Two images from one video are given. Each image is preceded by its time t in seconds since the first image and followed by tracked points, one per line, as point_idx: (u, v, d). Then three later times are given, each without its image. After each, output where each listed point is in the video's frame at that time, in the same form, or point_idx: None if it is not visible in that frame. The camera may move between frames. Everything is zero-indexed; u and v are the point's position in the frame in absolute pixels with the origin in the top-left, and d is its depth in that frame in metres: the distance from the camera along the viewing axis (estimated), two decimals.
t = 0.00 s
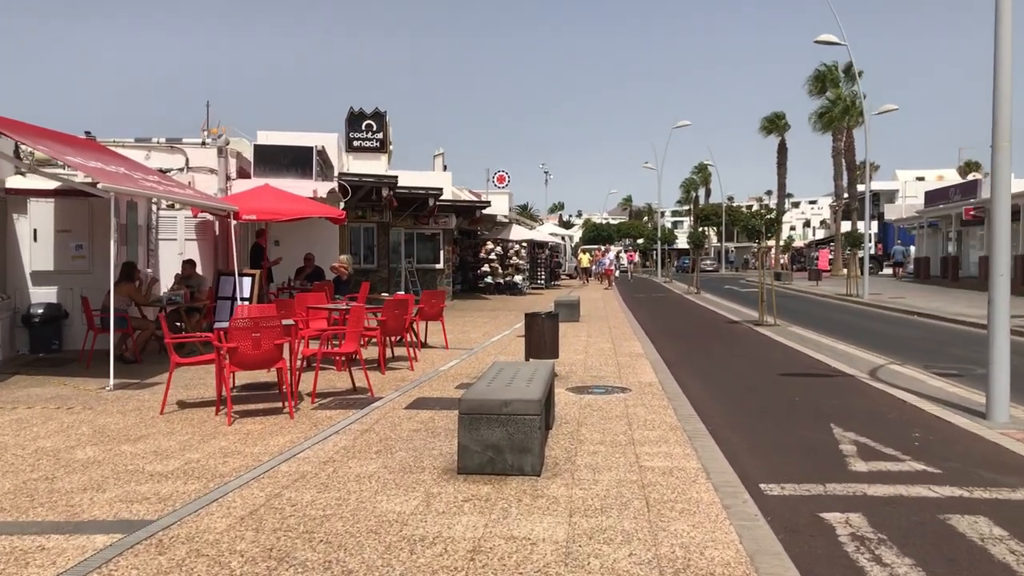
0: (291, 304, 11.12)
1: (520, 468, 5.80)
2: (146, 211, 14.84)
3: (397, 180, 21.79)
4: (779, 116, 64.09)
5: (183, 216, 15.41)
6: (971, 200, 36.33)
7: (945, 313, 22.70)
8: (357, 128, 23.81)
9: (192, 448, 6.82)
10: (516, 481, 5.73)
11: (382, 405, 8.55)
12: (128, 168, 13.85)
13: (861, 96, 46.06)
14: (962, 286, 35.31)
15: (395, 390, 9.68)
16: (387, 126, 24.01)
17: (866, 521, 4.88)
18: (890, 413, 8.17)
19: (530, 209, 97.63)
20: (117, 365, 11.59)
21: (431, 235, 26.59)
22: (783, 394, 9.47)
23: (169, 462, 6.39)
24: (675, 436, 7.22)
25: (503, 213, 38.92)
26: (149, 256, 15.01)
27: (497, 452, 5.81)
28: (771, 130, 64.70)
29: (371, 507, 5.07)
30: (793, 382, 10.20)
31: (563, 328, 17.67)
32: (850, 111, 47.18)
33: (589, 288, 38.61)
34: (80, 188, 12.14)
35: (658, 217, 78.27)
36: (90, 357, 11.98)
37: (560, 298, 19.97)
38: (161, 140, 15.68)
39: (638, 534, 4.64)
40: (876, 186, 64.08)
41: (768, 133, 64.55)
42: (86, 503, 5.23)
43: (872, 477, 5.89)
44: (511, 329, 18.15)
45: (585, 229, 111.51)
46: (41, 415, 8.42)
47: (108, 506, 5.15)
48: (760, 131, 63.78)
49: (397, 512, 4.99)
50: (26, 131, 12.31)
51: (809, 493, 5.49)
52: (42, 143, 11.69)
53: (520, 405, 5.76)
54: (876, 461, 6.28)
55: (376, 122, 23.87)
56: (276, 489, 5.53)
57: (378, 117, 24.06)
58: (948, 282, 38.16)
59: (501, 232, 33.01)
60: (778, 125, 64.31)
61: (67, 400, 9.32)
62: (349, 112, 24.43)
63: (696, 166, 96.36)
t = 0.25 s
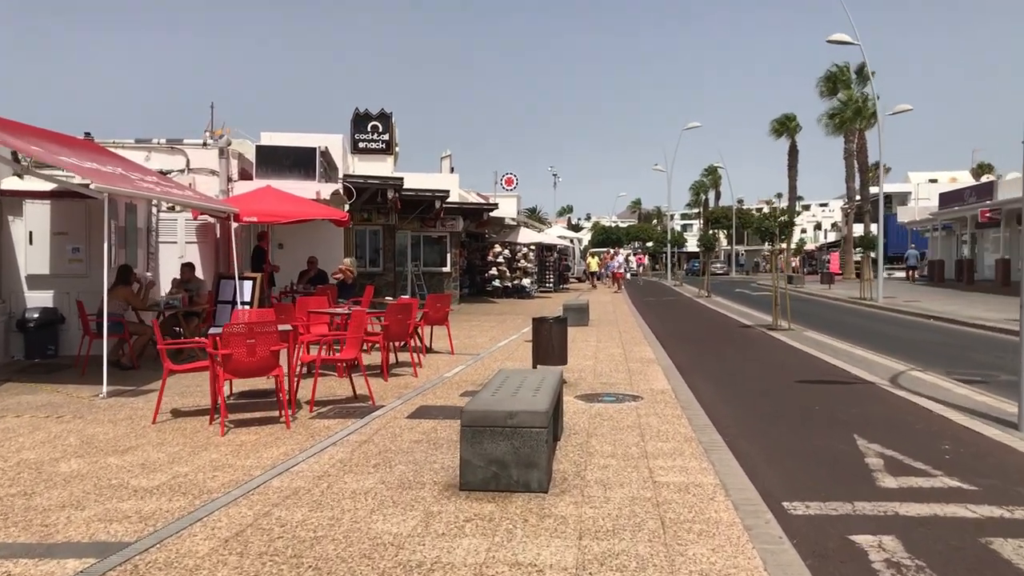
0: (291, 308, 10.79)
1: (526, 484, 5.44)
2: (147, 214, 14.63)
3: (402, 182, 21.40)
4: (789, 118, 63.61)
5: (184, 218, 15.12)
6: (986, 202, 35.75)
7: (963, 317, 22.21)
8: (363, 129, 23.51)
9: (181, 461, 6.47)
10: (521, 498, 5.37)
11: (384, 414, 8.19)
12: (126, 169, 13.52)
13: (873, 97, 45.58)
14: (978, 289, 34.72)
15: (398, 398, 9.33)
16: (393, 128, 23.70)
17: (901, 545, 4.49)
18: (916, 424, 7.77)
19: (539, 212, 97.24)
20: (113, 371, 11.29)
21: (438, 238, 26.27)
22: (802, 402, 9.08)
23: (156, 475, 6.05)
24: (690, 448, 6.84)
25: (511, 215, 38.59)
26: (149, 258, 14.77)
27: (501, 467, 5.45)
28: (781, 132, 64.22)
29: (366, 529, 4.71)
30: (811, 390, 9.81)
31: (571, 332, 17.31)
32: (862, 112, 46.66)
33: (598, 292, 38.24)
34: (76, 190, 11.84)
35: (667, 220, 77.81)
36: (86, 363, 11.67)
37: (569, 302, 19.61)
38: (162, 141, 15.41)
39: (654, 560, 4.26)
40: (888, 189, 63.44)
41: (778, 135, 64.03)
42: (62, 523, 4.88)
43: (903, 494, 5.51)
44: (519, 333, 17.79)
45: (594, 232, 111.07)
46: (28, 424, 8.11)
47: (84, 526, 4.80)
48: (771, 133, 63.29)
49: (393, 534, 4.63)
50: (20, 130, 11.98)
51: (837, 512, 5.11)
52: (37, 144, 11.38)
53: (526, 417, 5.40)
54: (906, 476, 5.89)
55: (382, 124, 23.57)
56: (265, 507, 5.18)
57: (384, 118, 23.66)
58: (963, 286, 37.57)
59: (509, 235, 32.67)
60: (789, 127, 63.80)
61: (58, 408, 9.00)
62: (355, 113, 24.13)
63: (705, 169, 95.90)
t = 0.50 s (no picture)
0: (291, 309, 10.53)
1: (529, 500, 5.13)
2: (149, 213, 14.37)
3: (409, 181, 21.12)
4: (800, 115, 63.05)
5: (186, 217, 14.92)
6: (1002, 200, 35.19)
7: (980, 318, 21.76)
8: (370, 127, 23.22)
9: (170, 472, 6.19)
10: (524, 515, 5.06)
11: (384, 421, 7.90)
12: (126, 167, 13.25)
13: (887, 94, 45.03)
14: (994, 288, 34.18)
15: (399, 403, 9.05)
16: (400, 125, 23.40)
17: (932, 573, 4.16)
18: (939, 433, 7.42)
19: (549, 210, 96.88)
20: (110, 374, 11.04)
21: (446, 237, 25.98)
22: (818, 409, 8.74)
23: (142, 488, 5.77)
24: (704, 459, 6.52)
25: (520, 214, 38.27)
26: (150, 258, 14.47)
27: (503, 482, 5.15)
28: (793, 129, 63.65)
29: (356, 551, 4.40)
30: (827, 396, 9.47)
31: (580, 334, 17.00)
32: (875, 109, 46.13)
33: (607, 291, 37.89)
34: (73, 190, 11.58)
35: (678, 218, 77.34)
36: (84, 365, 11.43)
37: (577, 302, 19.30)
38: (164, 139, 15.17)
39: None
40: (901, 187, 62.79)
41: (790, 132, 63.48)
42: (36, 542, 4.60)
43: (930, 512, 5.16)
44: (526, 335, 17.47)
45: (603, 231, 110.63)
46: (17, 431, 7.85)
47: (59, 546, 4.52)
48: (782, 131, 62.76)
49: (386, 558, 4.32)
50: (17, 128, 11.72)
51: (861, 533, 4.78)
52: (34, 142, 11.11)
53: (529, 429, 5.11)
54: (932, 492, 5.56)
55: (389, 121, 23.28)
56: (252, 525, 4.88)
57: (390, 116, 23.43)
58: (977, 285, 37.03)
59: (517, 233, 32.36)
60: (800, 125, 63.24)
61: (50, 413, 8.75)
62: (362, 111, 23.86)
63: (715, 167, 95.34)
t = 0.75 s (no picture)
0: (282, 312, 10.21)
1: (522, 514, 4.79)
2: (140, 213, 14.08)
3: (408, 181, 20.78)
4: (805, 116, 62.63)
5: (179, 218, 14.69)
6: (1011, 201, 34.71)
7: (990, 320, 21.34)
8: (369, 127, 22.84)
9: (144, 483, 5.87)
10: (516, 531, 4.72)
11: (374, 429, 7.57)
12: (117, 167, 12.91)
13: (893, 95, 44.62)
14: (1003, 290, 33.69)
15: (392, 409, 8.72)
16: (400, 125, 23.00)
17: None
18: (956, 440, 7.05)
19: (552, 212, 96.51)
20: (96, 378, 10.73)
21: (446, 239, 25.65)
22: (828, 415, 8.39)
23: (112, 501, 5.44)
24: (708, 469, 6.17)
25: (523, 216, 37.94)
26: (143, 261, 14.15)
27: (494, 496, 4.81)
28: (798, 130, 63.25)
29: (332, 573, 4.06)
30: (837, 401, 9.11)
31: (582, 337, 16.66)
32: (880, 110, 45.70)
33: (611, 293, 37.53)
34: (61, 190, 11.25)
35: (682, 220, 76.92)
36: (70, 370, 11.13)
37: (579, 305, 18.97)
38: (157, 138, 14.87)
39: None
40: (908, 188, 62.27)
41: (795, 134, 63.05)
42: None
43: (952, 528, 4.80)
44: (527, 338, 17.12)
45: (608, 233, 110.24)
46: None
47: (12, 567, 4.19)
48: (787, 132, 62.32)
49: None
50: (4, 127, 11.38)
51: (879, 551, 4.42)
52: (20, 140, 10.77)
53: (521, 439, 4.77)
54: (954, 505, 5.20)
55: (388, 121, 22.88)
56: (223, 543, 4.55)
57: (391, 116, 22.97)
58: (986, 287, 36.55)
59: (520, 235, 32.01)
60: (805, 126, 62.80)
61: (30, 420, 8.44)
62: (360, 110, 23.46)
63: (720, 169, 94.95)
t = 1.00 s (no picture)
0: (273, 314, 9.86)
1: (513, 538, 4.45)
2: (132, 212, 13.80)
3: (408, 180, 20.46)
4: (812, 113, 62.12)
5: (172, 217, 14.41)
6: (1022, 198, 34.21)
7: (1002, 320, 20.92)
8: (369, 124, 22.48)
9: (115, 499, 5.54)
10: (506, 556, 4.38)
11: (363, 438, 7.24)
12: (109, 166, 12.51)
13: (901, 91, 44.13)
14: (1014, 288, 33.20)
15: (384, 416, 8.39)
16: (400, 122, 22.63)
17: None
18: (977, 452, 6.68)
19: (557, 211, 96.08)
20: (81, 383, 10.40)
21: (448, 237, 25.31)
22: (840, 423, 8.02)
23: (78, 520, 5.10)
24: (714, 484, 5.81)
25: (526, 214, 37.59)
26: (134, 260, 13.89)
27: (483, 518, 4.47)
28: (804, 127, 62.76)
29: None
30: (849, 408, 8.75)
31: (584, 338, 16.30)
32: (888, 106, 45.21)
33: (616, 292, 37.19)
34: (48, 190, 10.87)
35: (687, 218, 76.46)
36: (56, 374, 10.80)
37: (581, 305, 18.62)
38: (149, 136, 14.56)
39: None
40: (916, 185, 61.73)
41: (801, 131, 62.55)
42: None
43: (980, 553, 4.43)
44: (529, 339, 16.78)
45: (613, 231, 109.78)
46: None
47: None
48: (793, 130, 61.83)
49: None
50: None
51: None
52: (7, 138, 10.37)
53: (512, 456, 4.43)
54: (979, 527, 4.84)
55: (388, 118, 22.51)
56: (188, 570, 4.19)
57: (391, 113, 22.55)
58: (996, 285, 36.06)
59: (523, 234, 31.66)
60: (812, 123, 62.31)
61: (8, 427, 8.12)
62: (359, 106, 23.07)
63: (725, 166, 94.45)
